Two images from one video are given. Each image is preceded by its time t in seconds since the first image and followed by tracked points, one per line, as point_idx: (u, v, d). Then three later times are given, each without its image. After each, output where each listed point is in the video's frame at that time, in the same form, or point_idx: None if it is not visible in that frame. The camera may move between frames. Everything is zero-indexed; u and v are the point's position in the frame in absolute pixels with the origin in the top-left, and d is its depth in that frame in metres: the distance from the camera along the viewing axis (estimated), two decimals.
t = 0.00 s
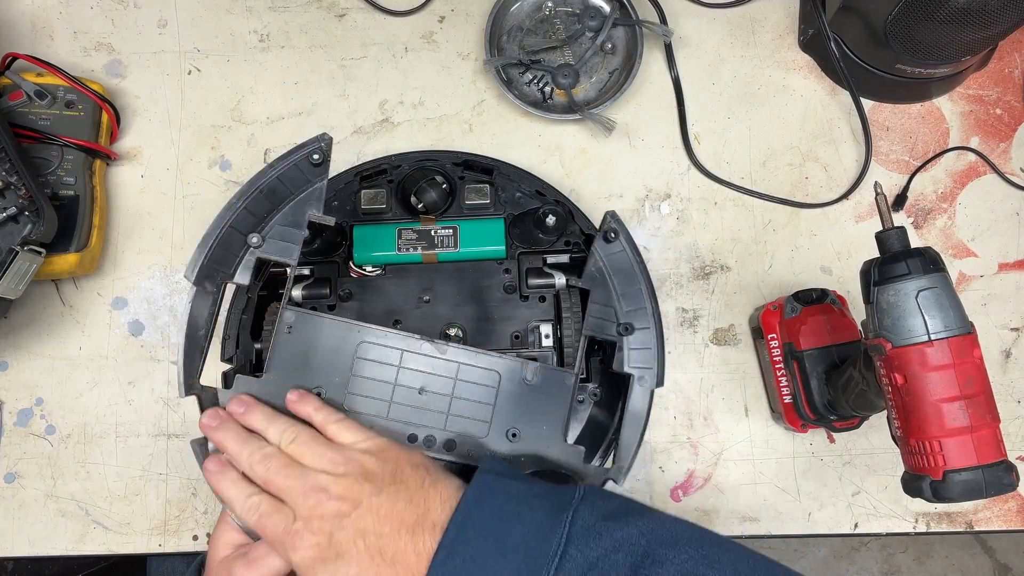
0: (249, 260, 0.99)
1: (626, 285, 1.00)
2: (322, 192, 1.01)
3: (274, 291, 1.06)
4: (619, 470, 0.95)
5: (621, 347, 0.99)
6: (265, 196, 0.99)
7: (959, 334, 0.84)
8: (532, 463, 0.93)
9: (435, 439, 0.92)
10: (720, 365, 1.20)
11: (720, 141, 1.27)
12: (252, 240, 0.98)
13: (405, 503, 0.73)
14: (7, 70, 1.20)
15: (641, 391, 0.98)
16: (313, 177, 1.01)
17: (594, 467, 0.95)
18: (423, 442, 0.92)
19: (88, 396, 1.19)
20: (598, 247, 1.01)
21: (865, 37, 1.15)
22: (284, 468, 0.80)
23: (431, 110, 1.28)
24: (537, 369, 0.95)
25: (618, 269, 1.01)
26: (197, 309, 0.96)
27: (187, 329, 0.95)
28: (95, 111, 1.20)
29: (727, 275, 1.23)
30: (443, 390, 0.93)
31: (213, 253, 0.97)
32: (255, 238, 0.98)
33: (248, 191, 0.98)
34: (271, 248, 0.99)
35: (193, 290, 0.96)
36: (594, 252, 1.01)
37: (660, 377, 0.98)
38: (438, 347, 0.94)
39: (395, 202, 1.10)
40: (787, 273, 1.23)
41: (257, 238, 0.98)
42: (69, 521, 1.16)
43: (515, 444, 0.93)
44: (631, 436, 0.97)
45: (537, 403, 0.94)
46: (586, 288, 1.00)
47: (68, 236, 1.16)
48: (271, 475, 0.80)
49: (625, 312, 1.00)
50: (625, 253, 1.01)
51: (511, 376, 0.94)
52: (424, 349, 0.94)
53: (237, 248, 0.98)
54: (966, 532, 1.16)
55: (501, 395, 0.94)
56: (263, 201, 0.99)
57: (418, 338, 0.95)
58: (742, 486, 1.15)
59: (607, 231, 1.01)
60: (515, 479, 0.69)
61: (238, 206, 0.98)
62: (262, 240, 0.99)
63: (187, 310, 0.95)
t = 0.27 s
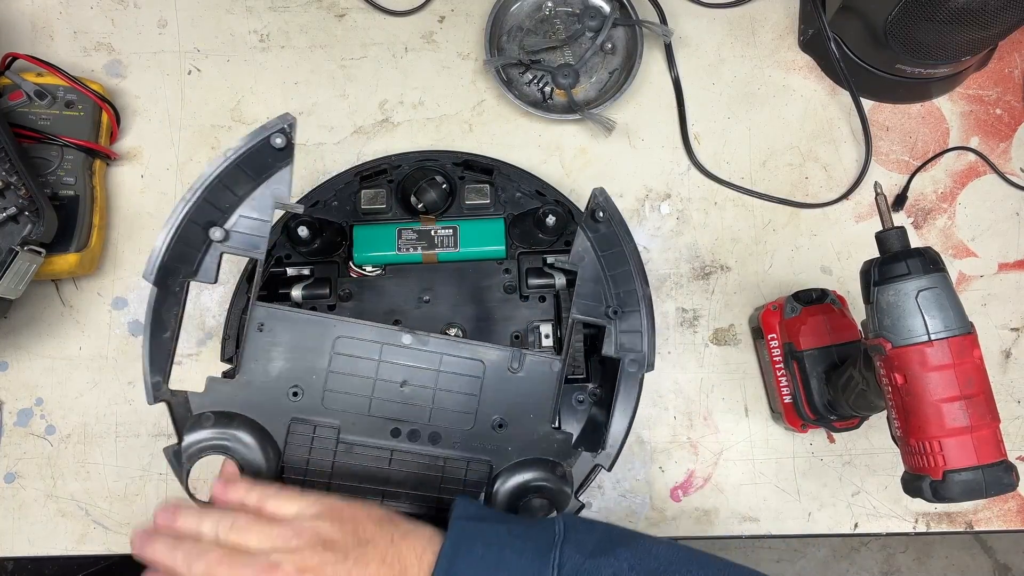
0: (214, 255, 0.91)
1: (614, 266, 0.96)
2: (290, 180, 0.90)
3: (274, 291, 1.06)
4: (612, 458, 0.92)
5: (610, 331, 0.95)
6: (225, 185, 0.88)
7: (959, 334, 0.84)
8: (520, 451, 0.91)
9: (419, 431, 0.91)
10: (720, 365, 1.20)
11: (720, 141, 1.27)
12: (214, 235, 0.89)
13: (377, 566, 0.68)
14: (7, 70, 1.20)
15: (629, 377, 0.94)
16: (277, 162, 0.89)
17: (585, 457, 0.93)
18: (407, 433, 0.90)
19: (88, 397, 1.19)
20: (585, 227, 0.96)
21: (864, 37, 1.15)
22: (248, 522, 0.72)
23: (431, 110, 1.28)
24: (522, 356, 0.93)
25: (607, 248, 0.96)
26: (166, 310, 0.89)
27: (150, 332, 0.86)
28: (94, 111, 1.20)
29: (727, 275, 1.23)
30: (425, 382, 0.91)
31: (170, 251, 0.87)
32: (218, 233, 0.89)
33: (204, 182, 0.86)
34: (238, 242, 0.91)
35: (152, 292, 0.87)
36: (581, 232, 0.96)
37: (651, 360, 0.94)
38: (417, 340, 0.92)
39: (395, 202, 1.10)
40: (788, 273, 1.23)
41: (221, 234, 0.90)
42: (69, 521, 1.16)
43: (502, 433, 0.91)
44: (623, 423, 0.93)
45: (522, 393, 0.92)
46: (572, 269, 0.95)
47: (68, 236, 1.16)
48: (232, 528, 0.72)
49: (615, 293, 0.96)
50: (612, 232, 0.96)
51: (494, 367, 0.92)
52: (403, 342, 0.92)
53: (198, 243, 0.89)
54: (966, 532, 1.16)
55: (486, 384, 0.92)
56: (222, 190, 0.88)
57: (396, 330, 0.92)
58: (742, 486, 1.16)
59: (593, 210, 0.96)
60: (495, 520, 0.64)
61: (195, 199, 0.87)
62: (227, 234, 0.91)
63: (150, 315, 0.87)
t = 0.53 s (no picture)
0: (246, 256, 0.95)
1: (630, 301, 0.96)
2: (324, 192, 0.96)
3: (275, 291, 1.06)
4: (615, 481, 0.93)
5: (625, 364, 0.95)
6: (265, 193, 0.94)
7: (959, 334, 0.84)
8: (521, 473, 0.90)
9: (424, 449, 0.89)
10: (720, 364, 1.20)
11: (720, 141, 1.27)
12: (250, 237, 0.94)
13: (404, 494, 0.73)
14: (7, 70, 1.20)
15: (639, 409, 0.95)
16: (315, 175, 0.95)
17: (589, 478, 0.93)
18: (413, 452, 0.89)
19: (88, 396, 1.19)
20: (605, 261, 0.97)
21: (864, 36, 1.15)
22: (292, 456, 0.78)
23: (431, 110, 1.28)
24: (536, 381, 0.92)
25: (625, 283, 0.96)
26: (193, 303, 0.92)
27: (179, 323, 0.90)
28: (95, 111, 1.20)
29: (727, 275, 1.23)
30: (435, 400, 0.90)
31: (209, 250, 0.92)
32: (253, 236, 0.94)
33: (247, 187, 0.92)
34: (269, 246, 0.95)
35: (185, 284, 0.91)
36: (601, 266, 0.97)
37: (663, 398, 0.95)
38: (432, 355, 0.91)
39: (395, 202, 1.10)
40: (788, 273, 1.23)
41: (255, 236, 0.94)
42: (69, 521, 1.16)
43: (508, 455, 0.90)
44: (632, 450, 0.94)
45: (532, 416, 0.91)
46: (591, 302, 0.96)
47: (68, 235, 1.16)
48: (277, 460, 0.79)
49: (631, 328, 0.96)
50: (634, 268, 0.96)
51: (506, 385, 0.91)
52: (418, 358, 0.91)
53: (234, 244, 0.94)
54: (966, 532, 1.16)
55: (497, 405, 0.91)
56: (262, 197, 0.94)
57: (412, 346, 0.91)
58: (742, 486, 1.16)
59: (615, 244, 0.96)
60: (514, 476, 0.71)
61: (236, 203, 0.92)
62: (261, 237, 0.95)
63: (182, 307, 0.91)
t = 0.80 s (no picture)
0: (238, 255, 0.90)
1: (628, 295, 0.91)
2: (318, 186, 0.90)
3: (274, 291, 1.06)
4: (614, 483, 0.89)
5: (620, 361, 0.90)
6: (255, 187, 0.87)
7: (958, 334, 0.84)
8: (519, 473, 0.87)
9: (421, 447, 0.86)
10: (720, 364, 1.20)
11: (720, 141, 1.27)
12: (241, 235, 0.89)
13: (475, 499, 0.63)
14: (7, 70, 1.20)
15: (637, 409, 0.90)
16: (306, 169, 0.89)
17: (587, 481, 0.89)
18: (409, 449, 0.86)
19: (89, 396, 1.19)
20: (603, 254, 0.92)
21: (864, 37, 1.16)
22: (360, 426, 0.69)
23: (431, 110, 1.28)
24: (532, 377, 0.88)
25: (624, 277, 0.91)
26: (184, 306, 0.88)
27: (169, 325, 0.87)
28: (95, 111, 1.20)
29: (727, 275, 1.23)
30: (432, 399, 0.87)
31: (197, 248, 0.87)
32: (244, 234, 0.89)
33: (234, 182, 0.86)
34: (261, 245, 0.90)
35: (175, 287, 0.86)
36: (598, 259, 0.92)
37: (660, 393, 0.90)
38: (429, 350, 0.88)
39: (395, 202, 1.10)
40: (788, 273, 1.23)
41: (247, 234, 0.89)
42: (69, 521, 1.16)
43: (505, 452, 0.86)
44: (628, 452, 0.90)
45: (532, 414, 0.87)
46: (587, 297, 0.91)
47: (68, 235, 1.16)
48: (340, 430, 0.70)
49: (626, 324, 0.91)
50: (632, 262, 0.92)
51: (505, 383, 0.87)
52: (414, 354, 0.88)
53: (223, 241, 0.89)
54: (966, 532, 1.16)
55: (493, 403, 0.86)
56: (252, 192, 0.87)
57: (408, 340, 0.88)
58: (741, 486, 1.16)
59: (611, 238, 0.91)
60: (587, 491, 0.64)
61: (224, 199, 0.86)
62: (252, 235, 0.90)
63: (171, 310, 0.87)
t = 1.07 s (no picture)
0: (180, 256, 0.90)
1: (586, 266, 0.92)
2: (257, 180, 0.91)
3: (274, 291, 1.06)
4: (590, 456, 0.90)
5: (582, 332, 0.92)
6: (191, 187, 0.89)
7: (959, 334, 0.84)
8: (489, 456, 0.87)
9: (384, 435, 0.86)
10: (720, 365, 1.20)
11: (720, 141, 1.27)
12: (181, 234, 0.89)
13: (665, 493, 0.61)
14: (7, 70, 1.20)
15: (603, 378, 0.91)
16: (243, 164, 0.90)
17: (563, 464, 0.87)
18: (372, 438, 0.86)
19: (89, 396, 1.19)
20: (554, 228, 0.92)
21: (864, 37, 1.15)
22: (551, 429, 0.62)
23: (431, 109, 1.28)
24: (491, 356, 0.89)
25: (579, 248, 0.92)
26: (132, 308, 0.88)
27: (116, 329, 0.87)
28: (95, 111, 1.20)
29: (727, 275, 1.23)
30: (391, 384, 0.88)
31: (139, 252, 0.87)
32: (185, 233, 0.89)
33: (169, 182, 0.87)
34: (204, 242, 0.91)
35: (120, 290, 0.87)
36: (550, 233, 0.93)
37: (626, 360, 0.91)
38: (383, 338, 0.88)
39: (395, 202, 1.10)
40: (788, 273, 1.23)
41: (187, 233, 0.89)
42: (69, 521, 1.16)
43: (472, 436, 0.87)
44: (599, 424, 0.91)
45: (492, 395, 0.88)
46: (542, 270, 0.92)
47: (68, 235, 1.16)
48: (532, 431, 0.62)
49: (587, 294, 0.93)
50: (584, 232, 0.92)
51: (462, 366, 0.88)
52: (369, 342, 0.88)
53: (166, 243, 0.89)
54: (966, 532, 1.16)
55: (452, 385, 0.88)
56: (190, 192, 0.89)
57: (361, 329, 0.88)
58: (741, 486, 1.16)
59: (560, 207, 0.92)
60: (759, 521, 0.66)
61: (160, 200, 0.87)
62: (195, 234, 0.90)
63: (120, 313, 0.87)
